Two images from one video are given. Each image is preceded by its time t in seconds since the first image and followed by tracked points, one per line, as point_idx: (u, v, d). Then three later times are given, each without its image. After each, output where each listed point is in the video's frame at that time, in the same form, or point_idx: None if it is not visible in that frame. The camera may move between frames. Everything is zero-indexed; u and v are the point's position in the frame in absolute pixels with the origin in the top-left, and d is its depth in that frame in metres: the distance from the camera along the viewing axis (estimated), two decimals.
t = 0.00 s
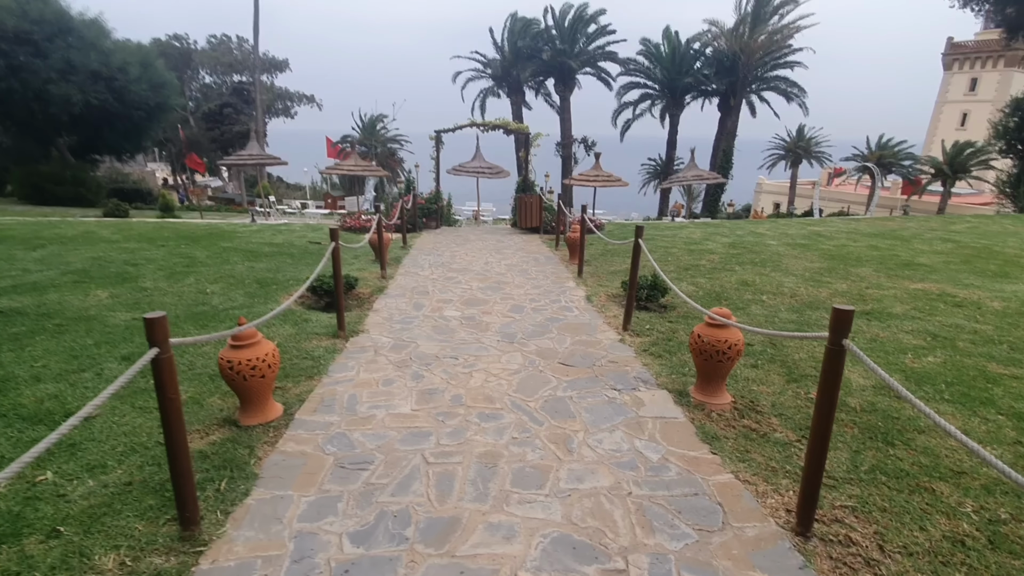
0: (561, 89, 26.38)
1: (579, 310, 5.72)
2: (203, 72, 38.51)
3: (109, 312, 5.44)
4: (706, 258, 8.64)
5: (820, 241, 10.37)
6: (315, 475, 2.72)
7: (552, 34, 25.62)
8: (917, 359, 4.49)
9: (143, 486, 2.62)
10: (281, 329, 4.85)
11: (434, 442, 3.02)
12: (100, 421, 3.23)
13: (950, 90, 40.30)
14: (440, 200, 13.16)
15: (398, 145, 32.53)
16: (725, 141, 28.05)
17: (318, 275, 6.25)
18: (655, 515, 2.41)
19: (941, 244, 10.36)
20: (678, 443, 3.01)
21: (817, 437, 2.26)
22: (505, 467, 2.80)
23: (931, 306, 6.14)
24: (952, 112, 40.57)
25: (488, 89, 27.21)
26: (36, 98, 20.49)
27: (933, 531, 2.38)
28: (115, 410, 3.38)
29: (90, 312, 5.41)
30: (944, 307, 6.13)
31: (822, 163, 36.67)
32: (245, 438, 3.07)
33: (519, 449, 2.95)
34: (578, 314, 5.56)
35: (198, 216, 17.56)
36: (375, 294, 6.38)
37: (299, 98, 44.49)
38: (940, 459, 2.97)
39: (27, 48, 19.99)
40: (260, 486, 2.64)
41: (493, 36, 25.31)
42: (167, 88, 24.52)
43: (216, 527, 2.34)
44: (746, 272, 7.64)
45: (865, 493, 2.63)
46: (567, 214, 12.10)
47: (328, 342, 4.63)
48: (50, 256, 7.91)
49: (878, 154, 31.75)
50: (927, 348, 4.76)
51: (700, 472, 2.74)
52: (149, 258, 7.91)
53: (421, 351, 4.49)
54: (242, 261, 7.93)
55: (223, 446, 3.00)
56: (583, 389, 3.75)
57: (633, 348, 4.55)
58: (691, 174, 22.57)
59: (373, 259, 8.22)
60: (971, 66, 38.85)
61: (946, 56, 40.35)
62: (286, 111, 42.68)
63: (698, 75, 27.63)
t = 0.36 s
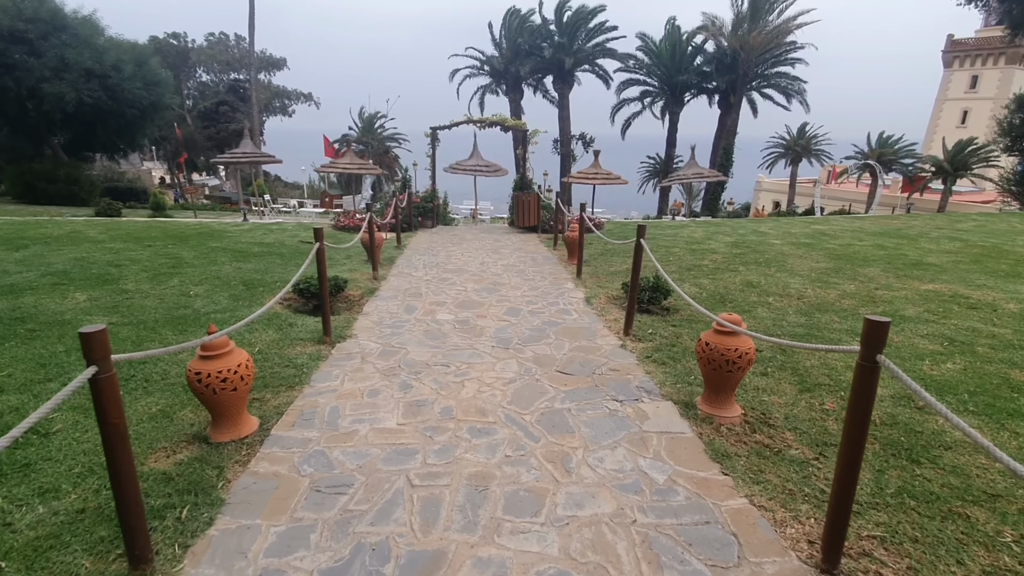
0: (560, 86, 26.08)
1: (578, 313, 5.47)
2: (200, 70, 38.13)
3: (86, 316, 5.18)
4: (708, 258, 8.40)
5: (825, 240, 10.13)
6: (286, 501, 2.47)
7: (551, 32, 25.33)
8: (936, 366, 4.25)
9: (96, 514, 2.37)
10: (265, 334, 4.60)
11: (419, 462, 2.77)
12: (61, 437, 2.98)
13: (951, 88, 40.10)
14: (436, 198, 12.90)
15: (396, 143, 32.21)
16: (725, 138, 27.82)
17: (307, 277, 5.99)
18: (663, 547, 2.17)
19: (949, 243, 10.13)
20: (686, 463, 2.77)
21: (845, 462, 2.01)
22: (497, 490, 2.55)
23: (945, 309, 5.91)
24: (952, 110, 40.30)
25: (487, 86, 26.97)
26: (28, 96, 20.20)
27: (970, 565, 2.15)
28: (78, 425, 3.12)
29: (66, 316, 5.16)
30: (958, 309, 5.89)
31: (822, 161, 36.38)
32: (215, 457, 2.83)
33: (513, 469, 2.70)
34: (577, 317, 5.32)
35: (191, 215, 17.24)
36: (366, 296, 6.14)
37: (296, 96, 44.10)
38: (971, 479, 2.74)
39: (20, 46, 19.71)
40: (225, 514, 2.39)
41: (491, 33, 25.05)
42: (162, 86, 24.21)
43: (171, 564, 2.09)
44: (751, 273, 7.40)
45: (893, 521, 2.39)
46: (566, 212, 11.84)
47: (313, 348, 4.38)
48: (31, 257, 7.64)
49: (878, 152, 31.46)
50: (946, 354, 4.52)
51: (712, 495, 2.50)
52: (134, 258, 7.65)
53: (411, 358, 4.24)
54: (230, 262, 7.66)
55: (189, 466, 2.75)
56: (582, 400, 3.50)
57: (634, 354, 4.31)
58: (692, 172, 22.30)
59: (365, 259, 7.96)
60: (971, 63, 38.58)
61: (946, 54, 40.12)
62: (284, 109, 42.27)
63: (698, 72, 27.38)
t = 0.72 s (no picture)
0: (558, 85, 25.79)
1: (581, 323, 5.20)
2: (196, 71, 37.75)
3: (62, 329, 4.90)
4: (715, 261, 8.13)
5: (833, 242, 9.87)
6: (259, 550, 2.19)
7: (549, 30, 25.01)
8: (968, 381, 3.97)
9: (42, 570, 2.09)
10: (250, 349, 4.32)
11: (411, 501, 2.48)
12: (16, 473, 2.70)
13: (950, 86, 39.84)
14: (433, 200, 12.61)
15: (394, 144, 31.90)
16: (726, 137, 27.57)
17: (296, 285, 5.71)
18: None
19: (960, 243, 9.87)
20: (707, 499, 2.49)
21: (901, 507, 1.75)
22: (496, 536, 2.27)
23: (965, 315, 5.64)
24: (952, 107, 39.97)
25: (485, 86, 26.69)
26: (19, 97, 19.90)
27: None
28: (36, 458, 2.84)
29: (40, 329, 4.88)
30: (980, 316, 5.62)
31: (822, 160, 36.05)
32: (182, 496, 2.55)
33: (514, 510, 2.43)
34: (581, 327, 5.04)
35: (185, 218, 16.93)
36: (359, 305, 5.86)
37: (294, 97, 43.74)
38: None
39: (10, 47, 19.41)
40: (190, 567, 2.11)
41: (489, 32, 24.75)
42: (155, 86, 23.89)
43: None
44: (759, 277, 7.14)
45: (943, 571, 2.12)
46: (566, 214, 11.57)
47: (299, 364, 4.10)
48: (12, 264, 7.35)
49: (878, 150, 31.01)
50: (975, 367, 4.25)
51: (739, 542, 2.22)
52: (120, 265, 7.37)
53: (404, 375, 3.94)
54: (219, 268, 7.38)
55: (153, 508, 2.47)
56: (588, 423, 3.22)
57: (643, 369, 4.03)
58: (693, 171, 22.02)
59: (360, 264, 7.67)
60: (971, 61, 38.29)
61: (945, 51, 39.86)
62: (281, 109, 41.90)
63: (698, 70, 27.11)
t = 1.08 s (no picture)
0: (556, 87, 25.52)
1: (582, 333, 4.91)
2: (192, 75, 37.41)
3: (29, 344, 4.60)
4: (719, 265, 7.87)
5: (839, 244, 9.60)
6: None
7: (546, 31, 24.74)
8: (997, 398, 3.70)
9: None
10: (227, 365, 4.03)
11: (391, 549, 2.19)
12: None
13: (948, 85, 39.62)
14: (429, 203, 12.32)
15: (390, 146, 31.59)
16: (725, 138, 27.34)
17: (280, 295, 5.41)
18: None
19: (970, 245, 9.61)
20: (727, 544, 2.21)
21: (966, 572, 1.50)
22: None
23: (985, 322, 5.37)
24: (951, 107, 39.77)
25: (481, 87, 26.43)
26: (8, 100, 19.58)
27: None
28: None
29: (5, 344, 4.58)
30: (1000, 323, 5.36)
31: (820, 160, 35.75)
32: (135, 546, 2.26)
33: (509, 560, 2.13)
34: (581, 338, 4.75)
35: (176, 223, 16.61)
36: (347, 315, 5.57)
37: (290, 100, 43.36)
38: None
39: None
40: None
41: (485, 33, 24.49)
42: (147, 89, 23.57)
43: None
44: (766, 282, 6.87)
45: None
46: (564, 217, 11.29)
47: (279, 382, 3.80)
48: None
49: (877, 150, 30.60)
50: (1003, 381, 3.98)
51: None
52: (101, 273, 7.07)
53: (391, 394, 3.64)
54: (203, 276, 7.08)
55: (100, 559, 2.19)
56: (591, 449, 2.93)
57: (649, 386, 3.74)
58: (692, 173, 21.76)
59: (351, 271, 7.38)
60: (969, 60, 38.09)
61: (943, 50, 39.63)
62: (277, 113, 41.54)
63: (696, 71, 26.87)
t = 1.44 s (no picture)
0: (554, 94, 25.35)
1: (582, 352, 4.62)
2: (190, 81, 37.23)
3: None
4: (723, 277, 7.61)
5: (845, 255, 9.36)
6: None
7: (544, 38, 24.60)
8: None
9: None
10: (200, 390, 3.73)
11: None
12: None
13: (945, 94, 39.63)
14: (424, 211, 12.06)
15: (388, 153, 31.39)
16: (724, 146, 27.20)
17: (264, 311, 5.11)
18: None
19: (978, 256, 9.38)
20: None
21: None
22: None
23: (1006, 339, 5.11)
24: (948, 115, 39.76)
25: (479, 94, 26.27)
26: None
27: None
28: None
29: None
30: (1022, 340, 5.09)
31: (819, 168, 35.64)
32: None
33: None
34: (582, 358, 4.46)
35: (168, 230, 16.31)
36: (335, 331, 5.27)
37: (288, 107, 43.19)
38: None
39: None
40: None
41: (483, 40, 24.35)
42: (142, 95, 23.35)
43: None
44: (773, 295, 6.61)
45: None
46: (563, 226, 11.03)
47: (255, 409, 3.52)
48: None
49: (875, 157, 30.50)
50: None
51: None
52: (79, 285, 6.77)
53: (376, 422, 3.35)
54: (187, 288, 6.79)
55: None
56: (594, 490, 2.64)
57: (656, 413, 3.45)
58: (693, 181, 21.54)
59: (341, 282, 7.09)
60: (965, 69, 38.11)
61: (940, 59, 39.65)
62: (274, 120, 41.36)
63: (695, 79, 26.75)
